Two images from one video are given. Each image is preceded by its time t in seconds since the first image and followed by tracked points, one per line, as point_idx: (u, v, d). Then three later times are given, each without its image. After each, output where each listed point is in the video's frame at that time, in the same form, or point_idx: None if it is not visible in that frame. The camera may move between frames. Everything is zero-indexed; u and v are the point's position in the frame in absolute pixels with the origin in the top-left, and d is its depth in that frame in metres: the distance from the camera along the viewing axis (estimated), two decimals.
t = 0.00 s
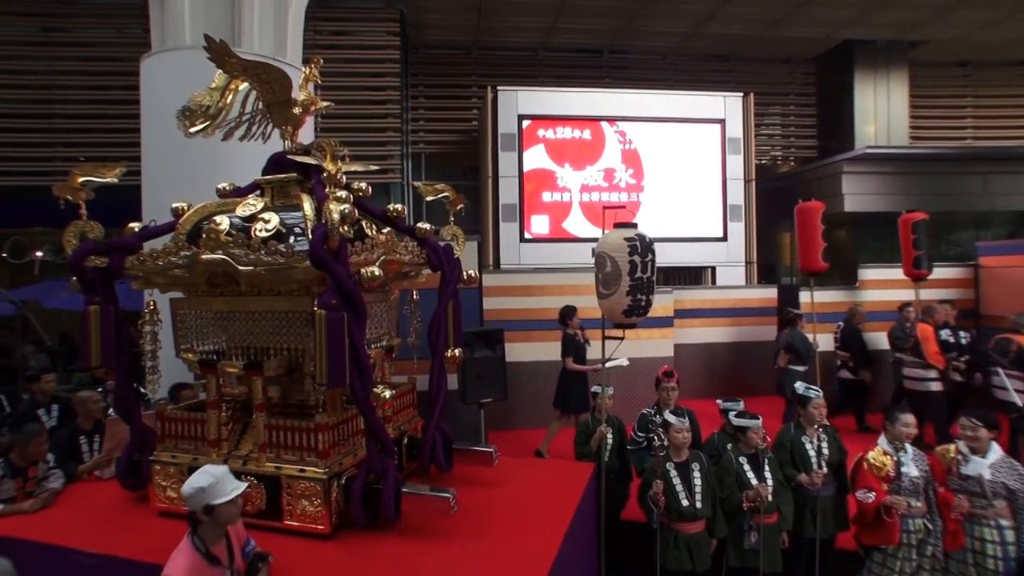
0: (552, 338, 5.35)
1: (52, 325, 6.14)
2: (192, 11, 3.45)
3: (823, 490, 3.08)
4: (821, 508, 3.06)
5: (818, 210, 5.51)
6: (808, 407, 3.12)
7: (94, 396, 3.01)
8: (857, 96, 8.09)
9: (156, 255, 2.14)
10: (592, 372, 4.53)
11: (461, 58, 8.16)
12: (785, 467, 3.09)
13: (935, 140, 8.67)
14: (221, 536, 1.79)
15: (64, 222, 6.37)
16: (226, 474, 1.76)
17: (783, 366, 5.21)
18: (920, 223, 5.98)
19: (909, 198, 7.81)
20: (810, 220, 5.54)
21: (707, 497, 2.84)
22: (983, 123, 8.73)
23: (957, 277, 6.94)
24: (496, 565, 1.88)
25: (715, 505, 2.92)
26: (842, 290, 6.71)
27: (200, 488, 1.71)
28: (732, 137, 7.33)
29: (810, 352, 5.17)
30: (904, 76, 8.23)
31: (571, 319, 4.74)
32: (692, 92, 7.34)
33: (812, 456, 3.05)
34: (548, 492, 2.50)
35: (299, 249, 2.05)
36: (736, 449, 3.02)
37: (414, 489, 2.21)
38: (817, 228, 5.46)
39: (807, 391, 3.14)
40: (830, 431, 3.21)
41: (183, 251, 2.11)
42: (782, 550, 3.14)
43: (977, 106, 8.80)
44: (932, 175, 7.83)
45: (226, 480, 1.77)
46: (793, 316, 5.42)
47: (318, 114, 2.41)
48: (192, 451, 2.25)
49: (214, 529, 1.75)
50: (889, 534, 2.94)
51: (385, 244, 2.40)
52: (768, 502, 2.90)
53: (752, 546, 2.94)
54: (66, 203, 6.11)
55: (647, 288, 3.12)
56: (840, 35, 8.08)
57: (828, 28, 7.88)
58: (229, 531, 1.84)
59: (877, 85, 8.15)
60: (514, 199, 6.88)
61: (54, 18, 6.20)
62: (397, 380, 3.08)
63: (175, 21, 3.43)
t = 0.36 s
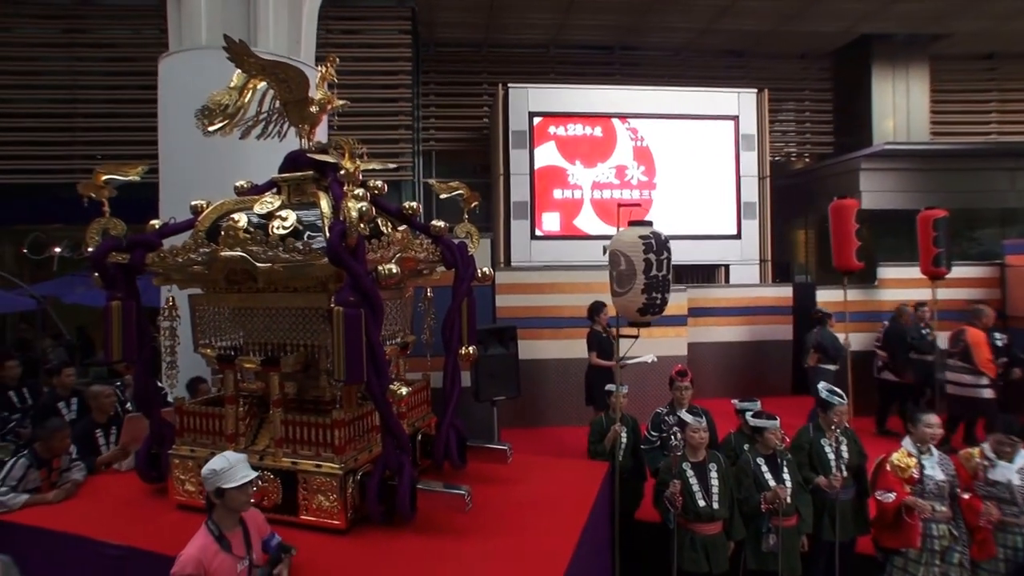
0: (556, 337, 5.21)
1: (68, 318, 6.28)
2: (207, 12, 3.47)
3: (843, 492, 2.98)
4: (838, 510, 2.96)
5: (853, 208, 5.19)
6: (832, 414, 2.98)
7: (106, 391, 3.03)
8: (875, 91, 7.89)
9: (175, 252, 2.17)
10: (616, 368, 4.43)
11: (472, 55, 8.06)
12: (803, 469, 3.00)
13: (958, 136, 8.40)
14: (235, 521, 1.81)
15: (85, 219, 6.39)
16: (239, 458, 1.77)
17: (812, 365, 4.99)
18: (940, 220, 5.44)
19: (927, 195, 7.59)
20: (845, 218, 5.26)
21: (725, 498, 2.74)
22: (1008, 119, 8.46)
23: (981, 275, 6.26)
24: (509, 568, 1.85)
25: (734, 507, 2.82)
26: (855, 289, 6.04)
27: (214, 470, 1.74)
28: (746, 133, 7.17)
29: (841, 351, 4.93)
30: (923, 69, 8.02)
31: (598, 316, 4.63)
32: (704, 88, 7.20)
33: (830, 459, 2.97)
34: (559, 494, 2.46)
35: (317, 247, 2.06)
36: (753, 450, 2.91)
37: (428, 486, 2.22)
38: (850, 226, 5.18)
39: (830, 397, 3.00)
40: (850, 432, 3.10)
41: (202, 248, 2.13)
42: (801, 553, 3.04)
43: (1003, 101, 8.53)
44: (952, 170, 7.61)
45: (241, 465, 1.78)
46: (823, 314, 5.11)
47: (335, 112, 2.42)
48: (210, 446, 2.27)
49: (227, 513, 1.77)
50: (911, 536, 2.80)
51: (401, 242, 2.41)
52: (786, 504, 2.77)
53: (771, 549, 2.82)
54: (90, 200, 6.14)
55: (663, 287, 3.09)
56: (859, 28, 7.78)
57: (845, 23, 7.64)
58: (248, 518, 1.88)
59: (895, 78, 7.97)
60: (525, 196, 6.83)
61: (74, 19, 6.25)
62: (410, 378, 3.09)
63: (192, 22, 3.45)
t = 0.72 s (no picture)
0: (561, 334, 5.13)
1: (88, 313, 6.27)
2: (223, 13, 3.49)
3: (860, 494, 2.94)
4: (856, 513, 2.93)
5: (891, 204, 5.05)
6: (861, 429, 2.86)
7: (140, 380, 3.19)
8: (892, 83, 7.54)
9: (196, 248, 2.19)
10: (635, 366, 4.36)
11: (481, 52, 8.01)
12: (820, 470, 2.94)
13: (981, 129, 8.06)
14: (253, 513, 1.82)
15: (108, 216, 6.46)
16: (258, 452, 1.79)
17: (841, 363, 4.90)
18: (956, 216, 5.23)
19: (954, 191, 7.16)
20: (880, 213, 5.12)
21: (742, 498, 2.68)
22: None
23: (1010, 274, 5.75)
24: (527, 569, 1.83)
25: (751, 508, 2.75)
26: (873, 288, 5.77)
27: (235, 466, 1.75)
28: (761, 129, 7.10)
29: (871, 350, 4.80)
30: (946, 60, 7.52)
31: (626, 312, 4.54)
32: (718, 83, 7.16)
33: (849, 461, 2.89)
34: (574, 495, 2.44)
35: (333, 243, 2.07)
36: (769, 449, 2.84)
37: (443, 481, 2.24)
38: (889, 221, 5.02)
39: (858, 413, 2.89)
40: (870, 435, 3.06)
41: (222, 244, 2.15)
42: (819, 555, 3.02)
43: None
44: (980, 165, 7.14)
45: (261, 459, 1.81)
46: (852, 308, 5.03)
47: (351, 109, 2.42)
48: (228, 439, 2.29)
49: (247, 505, 1.79)
50: (937, 542, 2.76)
51: (416, 239, 2.43)
52: (805, 505, 2.72)
53: (789, 551, 2.77)
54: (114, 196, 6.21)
55: (679, 284, 3.07)
56: (877, 21, 7.44)
57: (860, 17, 7.38)
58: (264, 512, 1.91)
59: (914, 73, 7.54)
60: (537, 192, 6.82)
61: (94, 20, 6.30)
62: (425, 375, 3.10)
63: (208, 22, 3.47)
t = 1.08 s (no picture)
0: (584, 334, 4.95)
1: (105, 311, 6.31)
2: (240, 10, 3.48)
3: (894, 504, 2.85)
4: (888, 524, 2.85)
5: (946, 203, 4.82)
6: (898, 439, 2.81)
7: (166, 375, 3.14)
8: (925, 77, 7.29)
9: (214, 246, 2.18)
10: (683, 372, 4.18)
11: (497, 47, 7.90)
12: (851, 478, 2.89)
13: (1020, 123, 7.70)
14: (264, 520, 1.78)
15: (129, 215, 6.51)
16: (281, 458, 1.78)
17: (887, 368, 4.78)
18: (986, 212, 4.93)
19: (991, 188, 6.83)
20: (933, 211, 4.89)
21: (770, 506, 2.61)
22: None
23: None
24: None
25: (779, 517, 2.67)
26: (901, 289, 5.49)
27: (261, 470, 1.73)
28: (784, 125, 6.97)
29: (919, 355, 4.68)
30: (983, 52, 7.26)
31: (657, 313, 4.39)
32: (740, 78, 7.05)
33: (880, 469, 2.84)
34: (596, 500, 2.41)
35: (352, 242, 2.05)
36: (797, 456, 2.76)
37: (462, 484, 2.23)
38: (940, 222, 4.83)
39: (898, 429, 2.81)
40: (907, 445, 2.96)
41: (240, 243, 2.13)
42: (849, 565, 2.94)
43: None
44: (1019, 161, 6.82)
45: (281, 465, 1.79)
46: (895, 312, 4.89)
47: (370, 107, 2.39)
48: (245, 439, 2.28)
49: (261, 511, 1.75)
50: (981, 557, 2.66)
51: (434, 238, 2.40)
52: (835, 514, 2.65)
53: (818, 561, 2.69)
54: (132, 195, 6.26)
55: (702, 285, 3.00)
56: (905, 11, 7.16)
57: (889, 8, 7.06)
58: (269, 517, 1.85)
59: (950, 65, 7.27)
60: (553, 190, 6.79)
61: (112, 20, 6.33)
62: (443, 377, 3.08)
63: (225, 20, 3.46)
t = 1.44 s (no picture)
0: (617, 342, 4.66)
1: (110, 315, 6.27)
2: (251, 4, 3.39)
3: (945, 528, 2.71)
4: (940, 548, 2.71)
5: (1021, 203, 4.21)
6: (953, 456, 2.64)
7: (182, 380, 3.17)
8: (978, 66, 6.63)
9: (227, 250, 2.10)
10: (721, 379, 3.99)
11: (518, 40, 7.24)
12: (899, 498, 2.74)
13: None
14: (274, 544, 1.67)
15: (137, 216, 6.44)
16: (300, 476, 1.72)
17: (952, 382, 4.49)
18: None
19: None
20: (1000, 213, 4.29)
21: (811, 527, 2.47)
22: None
23: None
24: None
25: (821, 539, 2.52)
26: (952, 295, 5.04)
27: (281, 488, 1.66)
28: (823, 121, 6.43)
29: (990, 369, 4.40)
30: None
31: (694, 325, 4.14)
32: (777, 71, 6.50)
33: (932, 490, 2.67)
34: (625, 517, 2.28)
35: (371, 245, 1.94)
36: (840, 474, 2.60)
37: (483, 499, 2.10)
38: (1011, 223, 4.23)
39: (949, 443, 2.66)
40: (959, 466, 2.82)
41: (253, 246, 2.05)
42: None
43: None
44: None
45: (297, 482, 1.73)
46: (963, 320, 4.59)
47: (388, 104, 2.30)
48: (257, 450, 2.19)
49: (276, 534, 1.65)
50: None
51: (456, 241, 2.28)
52: (882, 538, 2.50)
53: None
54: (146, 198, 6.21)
55: (737, 292, 2.85)
56: None
57: None
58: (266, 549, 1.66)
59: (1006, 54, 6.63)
60: (577, 191, 6.38)
61: (119, 14, 6.30)
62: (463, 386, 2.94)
63: (237, 14, 3.37)
